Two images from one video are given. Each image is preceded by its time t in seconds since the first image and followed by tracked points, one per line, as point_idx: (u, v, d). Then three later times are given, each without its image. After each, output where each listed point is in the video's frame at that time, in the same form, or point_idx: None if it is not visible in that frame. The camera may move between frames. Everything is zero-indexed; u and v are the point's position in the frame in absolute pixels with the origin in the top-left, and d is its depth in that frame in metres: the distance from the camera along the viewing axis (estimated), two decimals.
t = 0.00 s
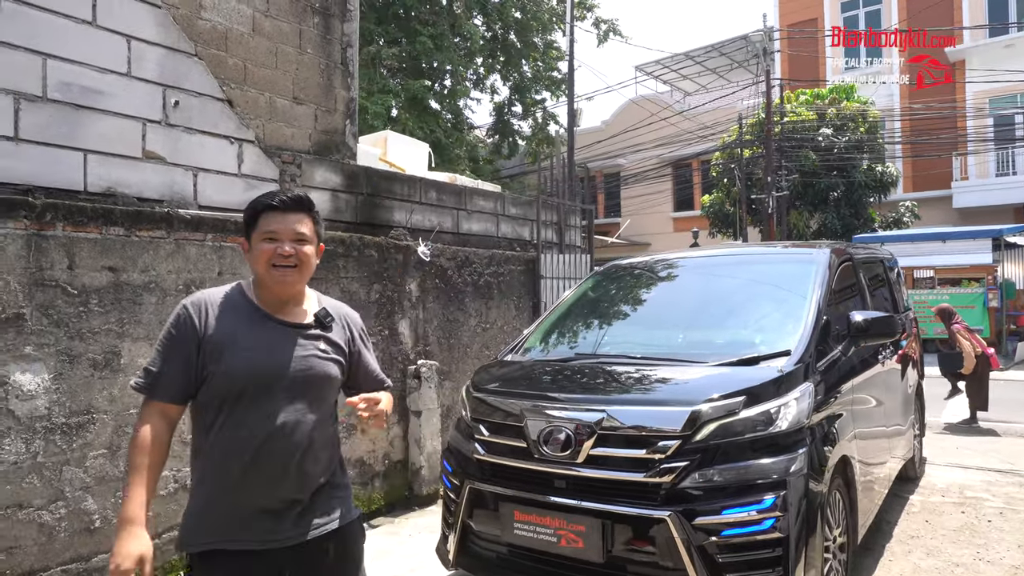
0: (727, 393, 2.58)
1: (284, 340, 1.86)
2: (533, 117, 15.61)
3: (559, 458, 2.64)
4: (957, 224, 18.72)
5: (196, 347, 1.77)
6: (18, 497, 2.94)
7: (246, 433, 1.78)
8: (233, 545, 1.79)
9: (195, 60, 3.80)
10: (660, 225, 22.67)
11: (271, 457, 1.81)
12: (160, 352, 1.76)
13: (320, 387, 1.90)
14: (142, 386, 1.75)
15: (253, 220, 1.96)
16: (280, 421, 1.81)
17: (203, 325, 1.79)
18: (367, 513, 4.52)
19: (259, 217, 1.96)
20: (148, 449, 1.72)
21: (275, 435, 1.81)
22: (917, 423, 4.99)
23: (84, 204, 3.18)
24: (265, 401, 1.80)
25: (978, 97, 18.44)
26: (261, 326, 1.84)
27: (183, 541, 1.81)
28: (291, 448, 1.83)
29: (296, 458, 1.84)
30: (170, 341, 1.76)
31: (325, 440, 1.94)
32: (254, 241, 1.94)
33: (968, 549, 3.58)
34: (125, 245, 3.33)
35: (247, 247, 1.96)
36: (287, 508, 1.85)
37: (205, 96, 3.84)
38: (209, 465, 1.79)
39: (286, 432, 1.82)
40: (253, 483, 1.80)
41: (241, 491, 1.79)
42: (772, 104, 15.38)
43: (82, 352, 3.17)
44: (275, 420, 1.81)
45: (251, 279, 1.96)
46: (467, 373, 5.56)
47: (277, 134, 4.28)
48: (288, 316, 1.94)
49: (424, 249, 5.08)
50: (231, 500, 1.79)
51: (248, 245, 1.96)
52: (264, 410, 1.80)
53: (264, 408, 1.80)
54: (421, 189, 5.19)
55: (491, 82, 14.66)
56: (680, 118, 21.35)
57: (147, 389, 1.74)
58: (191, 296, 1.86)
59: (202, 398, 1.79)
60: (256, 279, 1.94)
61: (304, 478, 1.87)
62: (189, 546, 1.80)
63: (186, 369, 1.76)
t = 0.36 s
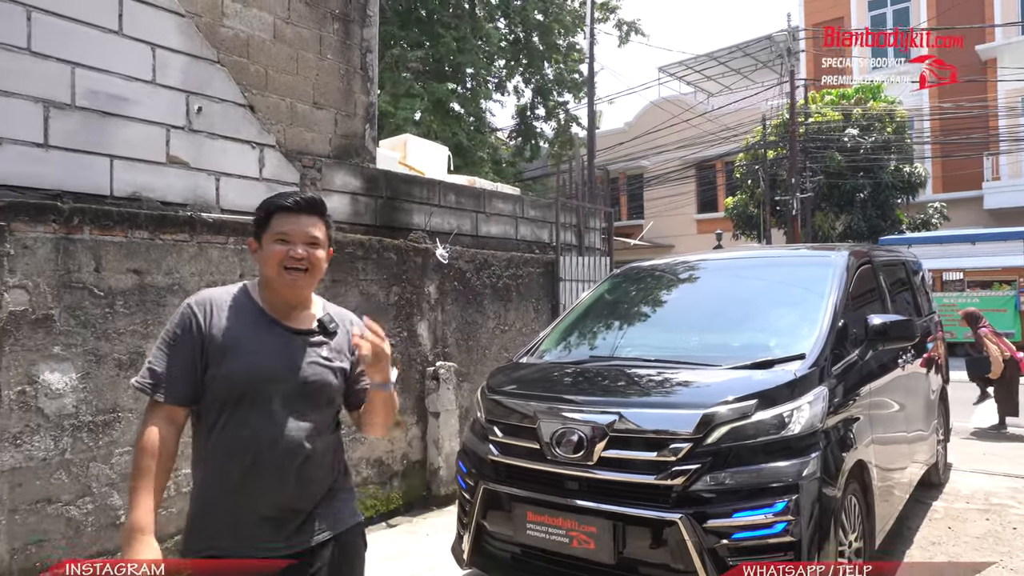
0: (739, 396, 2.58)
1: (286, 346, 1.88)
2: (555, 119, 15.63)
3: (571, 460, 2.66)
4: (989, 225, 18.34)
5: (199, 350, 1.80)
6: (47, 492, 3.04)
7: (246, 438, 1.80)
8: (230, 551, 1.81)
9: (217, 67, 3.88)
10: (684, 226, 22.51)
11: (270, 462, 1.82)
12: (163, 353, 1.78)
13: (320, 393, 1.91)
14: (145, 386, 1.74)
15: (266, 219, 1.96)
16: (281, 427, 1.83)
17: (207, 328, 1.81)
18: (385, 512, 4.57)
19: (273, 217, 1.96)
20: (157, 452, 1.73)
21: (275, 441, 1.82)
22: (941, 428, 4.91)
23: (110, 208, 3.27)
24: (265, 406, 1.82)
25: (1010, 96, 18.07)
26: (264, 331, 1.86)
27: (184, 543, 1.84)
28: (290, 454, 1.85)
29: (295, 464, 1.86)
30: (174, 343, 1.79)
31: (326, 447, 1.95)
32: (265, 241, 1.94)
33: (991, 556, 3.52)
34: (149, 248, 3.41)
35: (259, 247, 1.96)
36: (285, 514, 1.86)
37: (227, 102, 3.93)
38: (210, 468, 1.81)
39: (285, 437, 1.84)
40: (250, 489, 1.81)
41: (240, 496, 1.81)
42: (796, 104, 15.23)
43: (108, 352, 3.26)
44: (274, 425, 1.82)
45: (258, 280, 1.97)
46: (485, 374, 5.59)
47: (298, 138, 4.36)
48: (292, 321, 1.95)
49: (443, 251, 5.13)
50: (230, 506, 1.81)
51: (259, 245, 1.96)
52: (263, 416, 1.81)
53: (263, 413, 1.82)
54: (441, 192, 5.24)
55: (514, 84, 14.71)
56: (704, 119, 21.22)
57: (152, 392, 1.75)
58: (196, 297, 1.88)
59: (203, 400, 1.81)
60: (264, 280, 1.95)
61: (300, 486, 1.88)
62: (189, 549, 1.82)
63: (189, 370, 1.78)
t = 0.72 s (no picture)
0: (745, 375, 2.63)
1: (325, 328, 1.76)
2: (575, 102, 15.56)
3: (580, 436, 2.73)
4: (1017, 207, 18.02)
5: (241, 332, 1.79)
6: (81, 465, 3.19)
7: (281, 422, 1.73)
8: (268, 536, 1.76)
9: (238, 55, 3.97)
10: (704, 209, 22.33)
11: (304, 450, 1.72)
12: (211, 335, 1.81)
13: (358, 381, 1.74)
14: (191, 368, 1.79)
15: (310, 201, 1.84)
16: (315, 412, 1.72)
17: (249, 310, 1.80)
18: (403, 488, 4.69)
19: (315, 201, 1.84)
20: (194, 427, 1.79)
21: (309, 429, 1.72)
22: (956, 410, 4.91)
23: (136, 193, 3.39)
24: (300, 390, 1.72)
25: None
26: (303, 313, 1.78)
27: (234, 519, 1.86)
28: (325, 442, 1.72)
29: (331, 455, 1.73)
30: (219, 325, 1.80)
31: (373, 438, 1.79)
32: (310, 226, 1.83)
33: (1000, 536, 3.55)
34: (173, 232, 3.53)
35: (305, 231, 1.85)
36: (323, 505, 1.76)
37: (247, 89, 4.02)
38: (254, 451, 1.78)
39: (320, 424, 1.72)
40: (287, 475, 1.74)
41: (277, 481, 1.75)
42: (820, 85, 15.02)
43: (135, 333, 3.39)
44: (309, 411, 1.72)
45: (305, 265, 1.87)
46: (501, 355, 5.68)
47: (316, 124, 4.44)
48: (335, 305, 1.83)
49: (458, 234, 5.20)
50: (269, 490, 1.76)
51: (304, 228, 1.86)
52: (298, 401, 1.72)
53: (299, 399, 1.72)
54: (457, 175, 5.31)
55: (533, 66, 14.66)
56: (726, 100, 20.99)
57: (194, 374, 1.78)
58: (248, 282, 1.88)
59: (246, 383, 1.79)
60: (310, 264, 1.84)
61: (339, 477, 1.75)
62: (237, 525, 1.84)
63: (232, 352, 1.79)
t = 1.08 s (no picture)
0: (739, 346, 2.70)
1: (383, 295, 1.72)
2: (585, 76, 15.47)
3: (578, 406, 2.82)
4: None
5: (298, 297, 1.74)
6: (100, 433, 3.32)
7: (340, 389, 1.69)
8: (319, 506, 1.70)
9: (245, 33, 4.02)
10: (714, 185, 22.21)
11: (364, 418, 1.69)
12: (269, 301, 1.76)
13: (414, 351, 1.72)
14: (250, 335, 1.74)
15: (360, 167, 1.82)
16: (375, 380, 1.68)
17: (307, 277, 1.74)
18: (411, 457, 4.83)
19: (366, 164, 1.81)
20: (258, 400, 1.79)
21: (370, 396, 1.69)
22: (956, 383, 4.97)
23: (147, 170, 3.48)
24: (361, 358, 1.68)
25: None
26: (360, 280, 1.73)
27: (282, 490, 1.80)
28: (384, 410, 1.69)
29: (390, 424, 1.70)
30: (276, 292, 1.75)
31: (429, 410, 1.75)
32: (358, 192, 1.80)
33: (991, 506, 3.64)
34: (184, 208, 3.62)
35: (355, 198, 1.82)
36: (377, 474, 1.71)
37: (254, 67, 4.07)
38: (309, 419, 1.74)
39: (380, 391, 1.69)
40: (343, 444, 1.70)
41: (333, 448, 1.70)
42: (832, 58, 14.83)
43: (149, 306, 3.50)
44: (365, 381, 1.69)
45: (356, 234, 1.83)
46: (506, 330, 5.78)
47: (323, 100, 4.49)
48: (387, 274, 1.78)
49: (464, 210, 5.27)
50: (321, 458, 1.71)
51: (354, 196, 1.82)
52: (359, 367, 1.69)
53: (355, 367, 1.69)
54: (463, 151, 5.36)
55: (543, 41, 14.56)
56: (737, 74, 20.78)
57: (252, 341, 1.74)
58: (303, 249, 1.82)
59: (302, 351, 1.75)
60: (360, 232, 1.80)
61: (396, 448, 1.72)
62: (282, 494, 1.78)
63: (288, 319, 1.73)
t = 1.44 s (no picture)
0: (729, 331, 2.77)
1: (405, 283, 1.73)
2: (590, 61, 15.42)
3: (572, 388, 2.90)
4: None
5: (316, 284, 1.68)
6: (109, 414, 3.42)
7: (362, 376, 1.69)
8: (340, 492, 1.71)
9: (248, 21, 4.07)
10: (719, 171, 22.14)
11: (386, 404, 1.70)
12: (283, 286, 1.69)
13: (436, 336, 1.76)
14: (265, 321, 1.68)
15: (377, 152, 1.80)
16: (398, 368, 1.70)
17: (325, 262, 1.70)
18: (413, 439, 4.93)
19: (385, 149, 1.79)
20: (270, 384, 1.72)
21: (393, 383, 1.70)
22: (950, 369, 5.03)
23: (152, 157, 3.55)
24: (384, 346, 1.69)
25: None
26: (383, 267, 1.72)
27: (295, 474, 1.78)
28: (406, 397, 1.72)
29: (411, 410, 1.73)
30: (291, 276, 1.69)
31: (443, 393, 1.81)
32: (378, 176, 1.79)
33: (979, 488, 3.71)
34: (189, 195, 3.69)
35: (373, 183, 1.80)
36: (398, 458, 1.74)
37: (257, 55, 4.13)
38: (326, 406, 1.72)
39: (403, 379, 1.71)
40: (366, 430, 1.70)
41: (355, 434, 1.70)
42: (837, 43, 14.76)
43: (155, 291, 3.59)
44: (387, 368, 1.69)
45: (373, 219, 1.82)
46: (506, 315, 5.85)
47: (325, 88, 4.54)
48: (410, 260, 1.79)
49: (465, 196, 5.33)
50: (339, 443, 1.71)
51: (372, 181, 1.81)
52: (382, 355, 1.69)
53: (376, 354, 1.69)
54: (464, 138, 5.41)
55: (547, 25, 14.53)
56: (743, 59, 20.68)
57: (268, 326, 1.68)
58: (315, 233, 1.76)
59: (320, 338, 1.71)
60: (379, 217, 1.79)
61: (415, 432, 1.75)
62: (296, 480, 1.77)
63: (305, 305, 1.68)
